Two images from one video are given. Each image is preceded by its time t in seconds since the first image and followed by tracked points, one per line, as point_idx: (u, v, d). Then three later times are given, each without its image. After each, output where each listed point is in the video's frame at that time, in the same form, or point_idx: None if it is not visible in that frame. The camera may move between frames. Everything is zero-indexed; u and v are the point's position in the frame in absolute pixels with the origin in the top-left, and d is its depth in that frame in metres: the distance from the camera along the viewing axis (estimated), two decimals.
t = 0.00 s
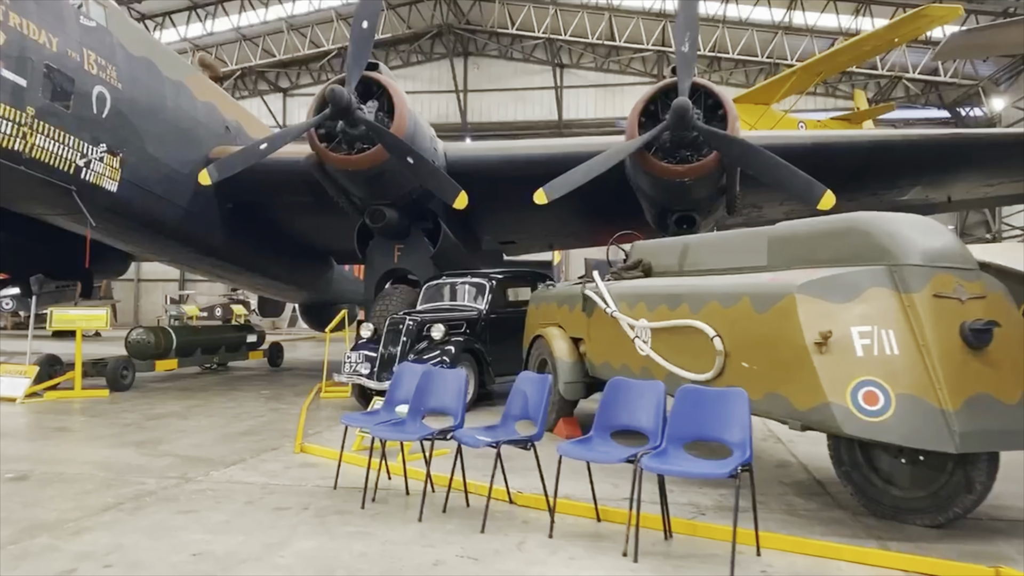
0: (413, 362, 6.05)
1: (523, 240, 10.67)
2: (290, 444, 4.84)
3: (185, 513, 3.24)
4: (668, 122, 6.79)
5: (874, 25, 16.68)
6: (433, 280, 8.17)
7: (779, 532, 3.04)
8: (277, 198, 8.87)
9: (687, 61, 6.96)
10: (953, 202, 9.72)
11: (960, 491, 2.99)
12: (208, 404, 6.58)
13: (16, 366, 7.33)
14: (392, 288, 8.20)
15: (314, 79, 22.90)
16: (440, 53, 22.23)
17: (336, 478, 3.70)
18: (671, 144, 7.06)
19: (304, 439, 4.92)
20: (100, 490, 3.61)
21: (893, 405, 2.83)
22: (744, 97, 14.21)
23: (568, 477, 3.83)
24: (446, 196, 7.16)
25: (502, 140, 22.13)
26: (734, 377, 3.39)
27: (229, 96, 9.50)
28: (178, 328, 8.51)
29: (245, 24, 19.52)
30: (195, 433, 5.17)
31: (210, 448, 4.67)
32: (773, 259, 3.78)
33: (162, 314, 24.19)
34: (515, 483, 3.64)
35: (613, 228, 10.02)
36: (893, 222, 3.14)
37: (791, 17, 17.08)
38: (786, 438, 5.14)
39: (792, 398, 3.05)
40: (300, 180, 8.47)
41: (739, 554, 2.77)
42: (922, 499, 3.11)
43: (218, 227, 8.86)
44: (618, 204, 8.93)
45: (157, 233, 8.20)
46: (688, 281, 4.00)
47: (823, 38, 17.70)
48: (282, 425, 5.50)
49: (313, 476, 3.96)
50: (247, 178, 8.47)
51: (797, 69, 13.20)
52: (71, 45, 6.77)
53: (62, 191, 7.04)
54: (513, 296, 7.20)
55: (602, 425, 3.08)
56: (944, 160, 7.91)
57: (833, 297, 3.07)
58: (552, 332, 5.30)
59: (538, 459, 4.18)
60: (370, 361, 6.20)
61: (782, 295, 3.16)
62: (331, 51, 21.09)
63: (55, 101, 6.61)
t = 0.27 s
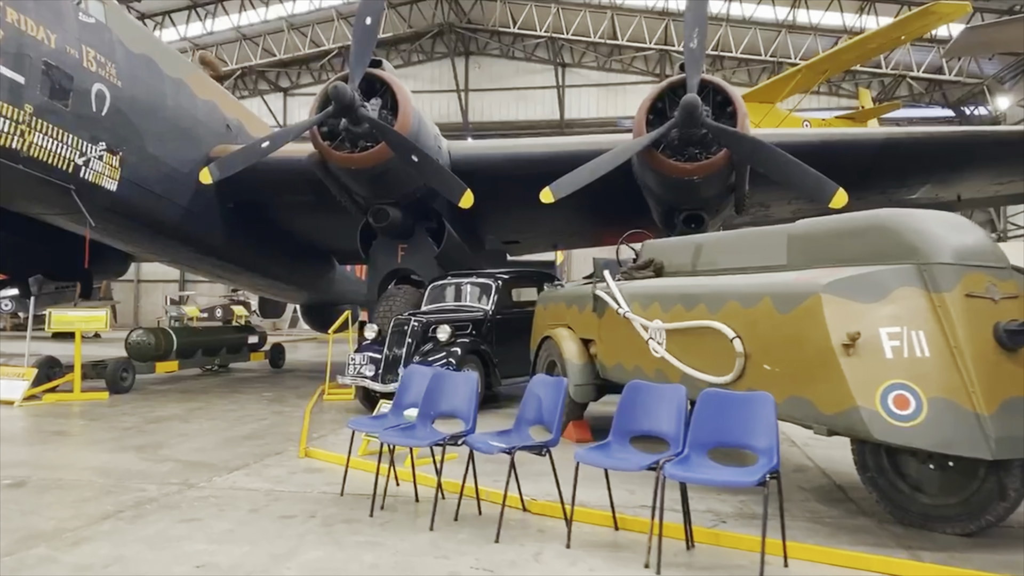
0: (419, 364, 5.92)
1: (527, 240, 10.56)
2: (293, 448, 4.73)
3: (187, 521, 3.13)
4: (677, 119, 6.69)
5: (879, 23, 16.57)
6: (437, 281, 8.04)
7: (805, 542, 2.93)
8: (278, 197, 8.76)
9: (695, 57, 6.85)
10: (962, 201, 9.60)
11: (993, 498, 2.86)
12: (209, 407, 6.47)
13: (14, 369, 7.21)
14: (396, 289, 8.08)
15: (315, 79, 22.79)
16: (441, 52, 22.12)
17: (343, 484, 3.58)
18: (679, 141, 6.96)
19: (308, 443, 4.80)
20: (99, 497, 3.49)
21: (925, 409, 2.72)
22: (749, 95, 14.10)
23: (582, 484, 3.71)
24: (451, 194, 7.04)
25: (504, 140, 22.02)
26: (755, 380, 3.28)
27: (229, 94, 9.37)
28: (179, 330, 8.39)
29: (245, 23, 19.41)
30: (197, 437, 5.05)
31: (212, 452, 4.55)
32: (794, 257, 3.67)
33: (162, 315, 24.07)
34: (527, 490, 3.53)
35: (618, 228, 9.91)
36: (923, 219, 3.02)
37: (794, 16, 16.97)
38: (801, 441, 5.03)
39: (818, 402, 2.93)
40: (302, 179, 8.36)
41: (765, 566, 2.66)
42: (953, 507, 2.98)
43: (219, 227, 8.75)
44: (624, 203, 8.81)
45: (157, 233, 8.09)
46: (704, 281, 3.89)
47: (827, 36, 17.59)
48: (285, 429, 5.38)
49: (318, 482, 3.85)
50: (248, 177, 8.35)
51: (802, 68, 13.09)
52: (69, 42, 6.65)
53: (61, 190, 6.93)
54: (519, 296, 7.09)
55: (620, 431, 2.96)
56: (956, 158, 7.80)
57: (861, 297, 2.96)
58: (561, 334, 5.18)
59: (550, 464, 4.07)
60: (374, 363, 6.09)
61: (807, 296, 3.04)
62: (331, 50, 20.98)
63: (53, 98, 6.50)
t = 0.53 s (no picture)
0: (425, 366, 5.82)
1: (531, 240, 10.44)
2: (297, 453, 4.61)
3: (189, 531, 3.01)
4: (686, 116, 6.59)
5: (883, 22, 16.47)
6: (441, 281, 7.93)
7: (834, 552, 2.81)
8: (280, 197, 8.64)
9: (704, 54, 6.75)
10: (972, 200, 9.49)
11: None
12: (211, 410, 6.36)
13: (12, 371, 7.09)
14: (399, 289, 7.98)
15: (315, 78, 22.67)
16: (442, 51, 22.01)
17: (350, 491, 3.48)
18: (687, 139, 6.86)
19: (312, 447, 4.69)
20: (98, 505, 3.38)
21: (960, 413, 2.61)
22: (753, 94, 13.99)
23: (598, 491, 3.61)
24: (456, 193, 6.92)
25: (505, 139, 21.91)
26: (777, 383, 3.18)
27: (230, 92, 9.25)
28: (178, 331, 8.27)
29: (246, 23, 19.30)
30: (199, 441, 4.94)
31: (214, 457, 4.44)
32: (814, 256, 3.57)
33: (162, 316, 23.94)
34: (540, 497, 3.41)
35: (623, 227, 9.79)
36: (953, 216, 2.91)
37: (798, 14, 16.86)
38: (816, 444, 4.90)
39: (846, 407, 2.82)
40: (305, 178, 8.25)
41: None
42: (984, 516, 2.87)
43: (220, 227, 8.64)
44: (630, 202, 8.70)
45: (157, 233, 7.97)
46: (721, 282, 3.78)
47: (831, 35, 17.49)
48: (288, 432, 5.27)
49: (324, 488, 3.73)
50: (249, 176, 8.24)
51: (807, 66, 12.98)
52: (68, 38, 6.54)
53: (59, 189, 6.82)
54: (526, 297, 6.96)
55: (640, 436, 2.86)
56: (967, 155, 7.68)
57: (890, 297, 2.85)
58: (571, 335, 5.07)
59: (562, 470, 3.95)
60: (379, 365, 6.01)
61: (833, 296, 2.93)
62: (332, 49, 20.86)
63: (51, 95, 6.38)
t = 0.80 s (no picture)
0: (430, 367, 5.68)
1: (535, 239, 10.32)
2: (301, 456, 4.49)
3: (191, 539, 2.89)
4: (694, 112, 6.49)
5: (887, 19, 16.37)
6: (445, 280, 7.83)
7: (863, 561, 2.70)
8: (281, 195, 8.53)
9: (713, 49, 6.64)
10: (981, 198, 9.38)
11: None
12: (211, 412, 6.24)
13: (9, 372, 6.97)
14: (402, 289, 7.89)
15: (315, 77, 22.54)
16: (443, 50, 21.88)
17: (357, 497, 3.36)
18: (696, 135, 6.75)
19: (316, 451, 4.57)
20: (96, 512, 3.26)
21: (998, 417, 2.50)
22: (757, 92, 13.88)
23: (613, 497, 3.50)
24: (462, 190, 6.81)
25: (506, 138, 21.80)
26: (801, 384, 3.07)
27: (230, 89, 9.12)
28: (178, 332, 8.15)
29: (245, 21, 19.18)
30: (200, 444, 4.82)
31: (216, 461, 4.32)
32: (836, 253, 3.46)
33: (161, 316, 23.81)
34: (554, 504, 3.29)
35: (628, 226, 9.67)
36: (985, 210, 2.80)
37: (802, 11, 16.75)
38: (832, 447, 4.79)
39: (876, 409, 2.71)
40: (307, 175, 8.14)
41: None
42: (1016, 522, 2.75)
43: (220, 226, 8.53)
44: (636, 200, 8.58)
45: (156, 232, 7.85)
46: (739, 280, 3.68)
47: (834, 32, 17.39)
48: (292, 435, 5.15)
49: (330, 494, 3.61)
50: (250, 173, 8.12)
51: (811, 63, 12.87)
52: (65, 34, 6.42)
53: (57, 187, 6.70)
54: (531, 296, 6.84)
55: (660, 441, 2.75)
56: (979, 153, 7.57)
57: (921, 295, 2.74)
58: (580, 336, 4.96)
59: (574, 474, 3.83)
60: (383, 365, 5.88)
61: (861, 294, 2.82)
62: (332, 48, 20.73)
63: (48, 91, 6.27)
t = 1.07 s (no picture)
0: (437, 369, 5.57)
1: (539, 238, 10.20)
2: (305, 460, 4.38)
3: (194, 548, 2.78)
4: (705, 108, 6.38)
5: (892, 17, 16.27)
6: (450, 279, 7.71)
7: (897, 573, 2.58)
8: (283, 193, 8.41)
9: (723, 43, 6.52)
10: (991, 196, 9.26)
11: None
12: (212, 414, 6.12)
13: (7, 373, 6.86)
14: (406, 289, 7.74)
15: (315, 75, 22.41)
16: (444, 48, 21.76)
17: (365, 504, 3.25)
18: (706, 132, 6.65)
19: (321, 454, 4.45)
20: (95, 520, 3.14)
21: None
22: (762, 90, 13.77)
23: (630, 504, 3.39)
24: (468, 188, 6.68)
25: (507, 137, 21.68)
26: (827, 387, 2.96)
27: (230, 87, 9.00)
28: (179, 332, 8.03)
29: (245, 19, 19.08)
30: (201, 447, 4.70)
31: (219, 465, 4.21)
32: (860, 251, 3.35)
33: (160, 317, 23.67)
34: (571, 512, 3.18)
35: (634, 225, 9.56)
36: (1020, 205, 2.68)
37: (806, 9, 16.64)
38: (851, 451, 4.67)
39: (907, 412, 2.61)
40: (309, 174, 8.03)
41: None
42: None
43: (221, 225, 8.42)
44: (642, 199, 8.47)
45: (157, 231, 7.74)
46: (758, 278, 3.58)
47: (838, 30, 17.28)
48: (295, 438, 5.04)
49: (336, 500, 3.50)
50: (251, 171, 8.00)
51: (816, 61, 12.76)
52: (64, 29, 6.31)
53: (55, 185, 6.59)
54: (537, 296, 6.72)
55: (684, 446, 2.64)
56: (993, 150, 7.45)
57: (955, 294, 2.62)
58: (591, 336, 4.85)
59: (588, 480, 3.72)
60: (388, 366, 5.76)
61: (891, 293, 2.71)
62: (332, 47, 20.61)
63: (47, 88, 6.15)
